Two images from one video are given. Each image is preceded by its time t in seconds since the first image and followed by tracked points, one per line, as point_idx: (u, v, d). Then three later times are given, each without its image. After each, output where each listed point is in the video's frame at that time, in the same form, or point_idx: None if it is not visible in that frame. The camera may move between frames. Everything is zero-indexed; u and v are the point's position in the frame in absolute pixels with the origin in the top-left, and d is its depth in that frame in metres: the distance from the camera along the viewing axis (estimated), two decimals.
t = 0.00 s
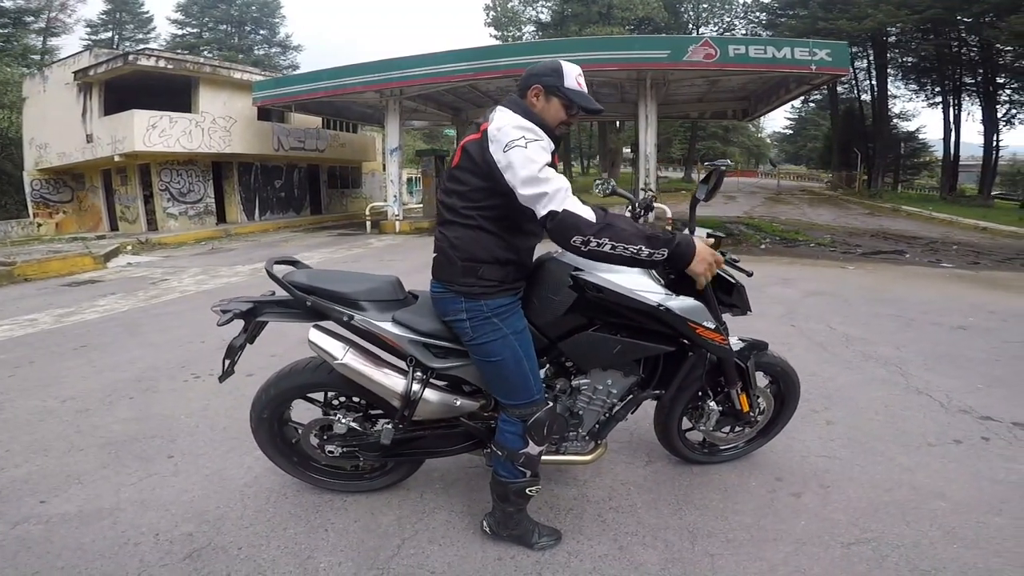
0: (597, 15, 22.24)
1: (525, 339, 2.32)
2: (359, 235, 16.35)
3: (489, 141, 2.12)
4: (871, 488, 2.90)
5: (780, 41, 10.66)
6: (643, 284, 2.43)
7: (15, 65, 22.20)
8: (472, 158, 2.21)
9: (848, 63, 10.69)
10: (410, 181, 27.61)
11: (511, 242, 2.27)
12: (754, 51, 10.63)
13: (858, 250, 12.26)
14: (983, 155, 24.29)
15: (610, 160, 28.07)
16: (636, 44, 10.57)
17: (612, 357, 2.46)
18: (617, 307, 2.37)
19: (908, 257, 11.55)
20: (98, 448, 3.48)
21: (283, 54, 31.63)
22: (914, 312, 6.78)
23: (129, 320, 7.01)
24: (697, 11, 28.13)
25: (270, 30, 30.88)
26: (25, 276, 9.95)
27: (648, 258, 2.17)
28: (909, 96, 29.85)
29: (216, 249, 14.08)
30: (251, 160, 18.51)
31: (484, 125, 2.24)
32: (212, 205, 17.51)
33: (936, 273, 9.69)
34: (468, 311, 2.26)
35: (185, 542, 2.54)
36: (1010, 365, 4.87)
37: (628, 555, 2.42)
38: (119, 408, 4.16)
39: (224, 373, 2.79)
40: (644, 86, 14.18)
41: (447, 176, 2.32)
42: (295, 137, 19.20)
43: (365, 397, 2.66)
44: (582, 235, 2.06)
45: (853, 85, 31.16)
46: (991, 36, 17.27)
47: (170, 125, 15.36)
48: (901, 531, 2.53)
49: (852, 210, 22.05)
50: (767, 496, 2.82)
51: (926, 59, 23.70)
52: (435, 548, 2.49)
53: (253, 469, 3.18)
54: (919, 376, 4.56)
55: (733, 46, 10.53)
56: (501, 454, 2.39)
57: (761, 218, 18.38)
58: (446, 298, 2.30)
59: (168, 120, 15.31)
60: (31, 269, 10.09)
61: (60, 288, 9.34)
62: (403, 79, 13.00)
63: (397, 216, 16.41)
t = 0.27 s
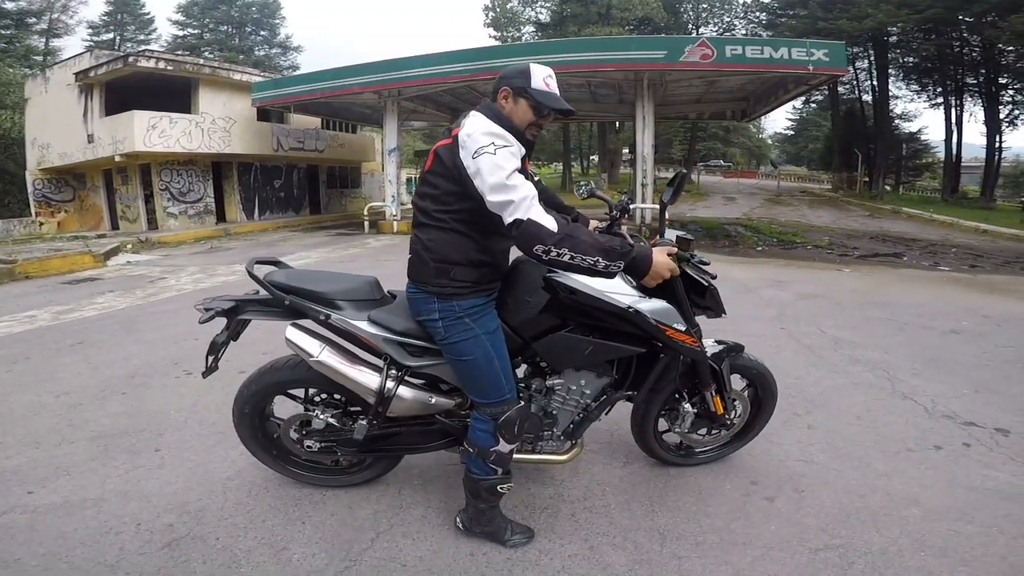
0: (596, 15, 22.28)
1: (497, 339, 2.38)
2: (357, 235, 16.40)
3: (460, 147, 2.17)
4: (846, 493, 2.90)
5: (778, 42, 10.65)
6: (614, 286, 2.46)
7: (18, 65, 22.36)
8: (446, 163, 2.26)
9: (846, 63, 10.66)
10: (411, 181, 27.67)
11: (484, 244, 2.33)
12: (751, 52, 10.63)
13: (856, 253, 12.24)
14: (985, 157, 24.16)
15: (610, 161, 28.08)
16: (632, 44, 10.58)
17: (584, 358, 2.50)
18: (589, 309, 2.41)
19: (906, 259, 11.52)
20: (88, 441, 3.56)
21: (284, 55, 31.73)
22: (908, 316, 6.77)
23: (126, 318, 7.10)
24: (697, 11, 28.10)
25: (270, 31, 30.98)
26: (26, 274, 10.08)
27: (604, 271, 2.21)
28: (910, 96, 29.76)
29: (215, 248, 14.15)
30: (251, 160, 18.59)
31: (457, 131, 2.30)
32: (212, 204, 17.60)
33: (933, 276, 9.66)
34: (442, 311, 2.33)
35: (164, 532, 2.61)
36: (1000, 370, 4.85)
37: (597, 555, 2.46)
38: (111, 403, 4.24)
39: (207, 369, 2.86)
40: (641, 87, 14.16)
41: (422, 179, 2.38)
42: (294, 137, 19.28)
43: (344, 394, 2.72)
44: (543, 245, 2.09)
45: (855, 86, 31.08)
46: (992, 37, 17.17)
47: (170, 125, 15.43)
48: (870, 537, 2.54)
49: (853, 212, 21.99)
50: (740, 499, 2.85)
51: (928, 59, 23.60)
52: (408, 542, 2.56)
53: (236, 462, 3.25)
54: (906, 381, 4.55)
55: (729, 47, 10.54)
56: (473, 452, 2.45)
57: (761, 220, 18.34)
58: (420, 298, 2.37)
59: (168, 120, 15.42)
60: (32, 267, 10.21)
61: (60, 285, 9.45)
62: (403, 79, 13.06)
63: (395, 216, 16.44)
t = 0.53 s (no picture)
0: (615, 15, 22.28)
1: (491, 335, 2.48)
2: (377, 233, 16.60)
3: (455, 147, 2.25)
4: (841, 503, 2.91)
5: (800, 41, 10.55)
6: (607, 285, 2.56)
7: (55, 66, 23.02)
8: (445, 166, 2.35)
9: (872, 63, 10.46)
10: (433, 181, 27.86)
11: (478, 241, 2.42)
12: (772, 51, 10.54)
13: (881, 258, 12.03)
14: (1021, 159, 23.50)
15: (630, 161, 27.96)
16: (650, 44, 10.54)
17: (577, 356, 2.60)
18: (583, 309, 2.51)
19: (933, 266, 11.29)
20: (107, 426, 3.74)
21: (306, 56, 32.16)
22: (929, 324, 6.65)
23: (150, 309, 7.34)
24: (718, 10, 27.88)
25: (293, 32, 31.44)
26: (60, 267, 10.45)
27: (590, 267, 2.25)
28: (942, 97, 29.12)
29: (239, 244, 14.43)
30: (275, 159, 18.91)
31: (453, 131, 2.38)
32: (236, 202, 17.96)
33: (959, 284, 9.46)
34: (437, 307, 2.43)
35: (167, 512, 2.76)
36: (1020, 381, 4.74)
37: (582, 553, 2.53)
38: (130, 390, 4.43)
39: (218, 356, 3.01)
40: (659, 87, 14.12)
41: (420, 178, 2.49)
42: (316, 137, 19.57)
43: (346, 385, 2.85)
44: (531, 241, 2.15)
45: (884, 86, 30.51)
46: None
47: (197, 124, 15.87)
48: (860, 549, 2.55)
49: (881, 216, 21.59)
50: (731, 505, 2.89)
51: (961, 58, 23.04)
52: (399, 530, 2.67)
53: (243, 449, 3.39)
54: (920, 390, 4.48)
55: (750, 46, 10.46)
56: (464, 443, 2.56)
57: (784, 223, 18.13)
58: (417, 294, 2.48)
59: (195, 120, 15.81)
60: (65, 259, 10.60)
61: (90, 277, 9.76)
62: (421, 79, 13.20)
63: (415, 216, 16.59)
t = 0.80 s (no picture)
0: (647, 14, 22.14)
1: (504, 336, 2.50)
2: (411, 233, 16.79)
3: (467, 148, 2.27)
4: (864, 517, 2.84)
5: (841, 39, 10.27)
6: (623, 289, 2.56)
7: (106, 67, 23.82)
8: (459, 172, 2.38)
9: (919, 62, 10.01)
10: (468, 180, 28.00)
11: (490, 242, 2.44)
12: (810, 50, 10.30)
13: (927, 264, 11.63)
14: None
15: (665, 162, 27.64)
16: (685, 45, 10.39)
17: (590, 360, 2.61)
18: (596, 312, 2.52)
19: (983, 273, 10.87)
20: (142, 417, 3.89)
21: (342, 56, 32.66)
22: (973, 333, 6.42)
23: (189, 304, 7.57)
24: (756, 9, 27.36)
25: (330, 33, 31.98)
26: (109, 262, 10.87)
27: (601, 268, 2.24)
28: (996, 97, 28.01)
29: (277, 243, 14.74)
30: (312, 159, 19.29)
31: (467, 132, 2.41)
32: (274, 200, 18.42)
33: (1009, 292, 9.09)
34: (451, 308, 2.47)
35: (190, 503, 2.87)
36: None
37: (588, 557, 2.54)
38: (166, 382, 4.59)
39: (245, 353, 3.15)
40: (693, 86, 13.96)
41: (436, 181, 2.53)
42: (351, 137, 19.89)
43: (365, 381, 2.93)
44: (541, 241, 2.15)
45: (933, 86, 29.50)
46: None
47: (238, 124, 16.32)
48: (878, 563, 2.49)
49: (929, 220, 20.87)
50: (746, 514, 2.85)
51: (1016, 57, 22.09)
52: (409, 527, 2.72)
53: (267, 443, 3.50)
54: (958, 401, 4.34)
55: (788, 45, 10.26)
56: (474, 443, 2.59)
57: (825, 226, 17.68)
58: (432, 294, 2.52)
59: (236, 120, 16.27)
60: (113, 255, 11.01)
61: (135, 272, 10.11)
62: (452, 80, 13.28)
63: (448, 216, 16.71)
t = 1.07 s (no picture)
0: (675, 13, 21.95)
1: (515, 337, 2.44)
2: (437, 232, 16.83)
3: (458, 140, 2.23)
4: (889, 527, 2.71)
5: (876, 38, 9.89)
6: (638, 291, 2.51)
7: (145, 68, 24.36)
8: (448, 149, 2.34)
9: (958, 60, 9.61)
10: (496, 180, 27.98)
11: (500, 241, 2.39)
12: (845, 49, 9.96)
13: (967, 267, 11.23)
14: None
15: (693, 161, 27.28)
16: (714, 43, 10.15)
17: (602, 362, 2.55)
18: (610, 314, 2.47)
19: None
20: (166, 412, 3.95)
21: (371, 56, 32.97)
22: (1015, 339, 6.16)
23: (218, 301, 7.69)
24: (788, 8, 26.87)
25: (358, 34, 32.34)
26: (144, 259, 11.08)
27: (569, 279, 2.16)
28: None
29: (306, 241, 14.89)
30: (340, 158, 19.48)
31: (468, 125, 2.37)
32: (304, 200, 18.65)
33: None
34: (461, 307, 2.42)
35: (205, 499, 2.88)
36: None
37: (596, 563, 2.46)
38: (191, 378, 4.65)
39: (263, 351, 3.18)
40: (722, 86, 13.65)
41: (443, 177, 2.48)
42: (379, 137, 20.05)
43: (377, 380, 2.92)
44: (511, 248, 2.09)
45: (975, 85, 28.59)
46: None
47: (269, 124, 16.57)
48: None
49: (970, 222, 20.19)
50: (764, 522, 2.75)
51: None
52: (417, 527, 2.68)
53: (284, 440, 3.51)
54: (996, 409, 4.15)
55: (821, 43, 9.94)
56: (482, 445, 2.54)
57: (860, 228, 17.22)
58: (443, 294, 2.47)
59: (267, 120, 16.51)
60: (148, 252, 11.24)
61: (168, 269, 10.31)
62: (477, 79, 13.35)
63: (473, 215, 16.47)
